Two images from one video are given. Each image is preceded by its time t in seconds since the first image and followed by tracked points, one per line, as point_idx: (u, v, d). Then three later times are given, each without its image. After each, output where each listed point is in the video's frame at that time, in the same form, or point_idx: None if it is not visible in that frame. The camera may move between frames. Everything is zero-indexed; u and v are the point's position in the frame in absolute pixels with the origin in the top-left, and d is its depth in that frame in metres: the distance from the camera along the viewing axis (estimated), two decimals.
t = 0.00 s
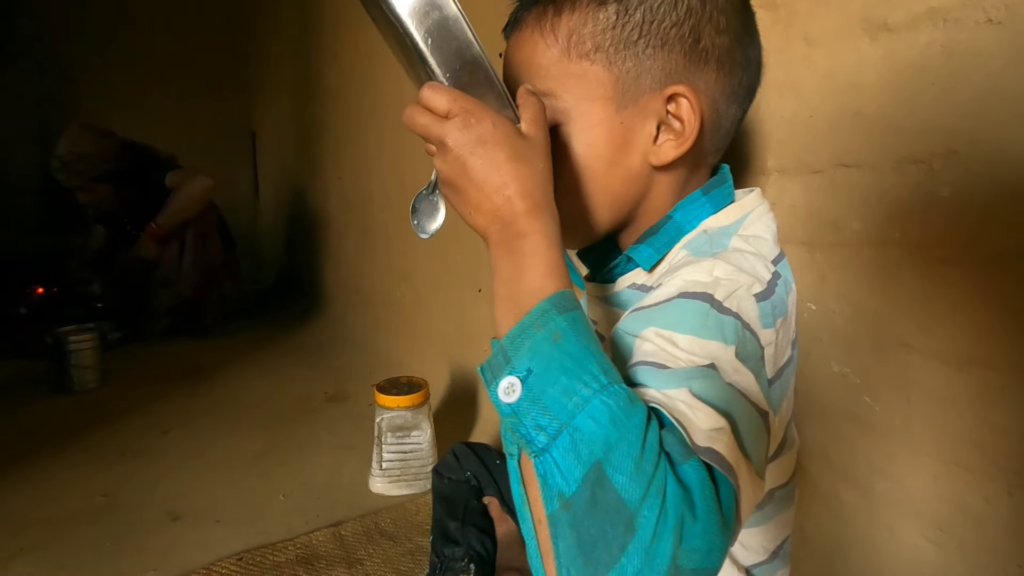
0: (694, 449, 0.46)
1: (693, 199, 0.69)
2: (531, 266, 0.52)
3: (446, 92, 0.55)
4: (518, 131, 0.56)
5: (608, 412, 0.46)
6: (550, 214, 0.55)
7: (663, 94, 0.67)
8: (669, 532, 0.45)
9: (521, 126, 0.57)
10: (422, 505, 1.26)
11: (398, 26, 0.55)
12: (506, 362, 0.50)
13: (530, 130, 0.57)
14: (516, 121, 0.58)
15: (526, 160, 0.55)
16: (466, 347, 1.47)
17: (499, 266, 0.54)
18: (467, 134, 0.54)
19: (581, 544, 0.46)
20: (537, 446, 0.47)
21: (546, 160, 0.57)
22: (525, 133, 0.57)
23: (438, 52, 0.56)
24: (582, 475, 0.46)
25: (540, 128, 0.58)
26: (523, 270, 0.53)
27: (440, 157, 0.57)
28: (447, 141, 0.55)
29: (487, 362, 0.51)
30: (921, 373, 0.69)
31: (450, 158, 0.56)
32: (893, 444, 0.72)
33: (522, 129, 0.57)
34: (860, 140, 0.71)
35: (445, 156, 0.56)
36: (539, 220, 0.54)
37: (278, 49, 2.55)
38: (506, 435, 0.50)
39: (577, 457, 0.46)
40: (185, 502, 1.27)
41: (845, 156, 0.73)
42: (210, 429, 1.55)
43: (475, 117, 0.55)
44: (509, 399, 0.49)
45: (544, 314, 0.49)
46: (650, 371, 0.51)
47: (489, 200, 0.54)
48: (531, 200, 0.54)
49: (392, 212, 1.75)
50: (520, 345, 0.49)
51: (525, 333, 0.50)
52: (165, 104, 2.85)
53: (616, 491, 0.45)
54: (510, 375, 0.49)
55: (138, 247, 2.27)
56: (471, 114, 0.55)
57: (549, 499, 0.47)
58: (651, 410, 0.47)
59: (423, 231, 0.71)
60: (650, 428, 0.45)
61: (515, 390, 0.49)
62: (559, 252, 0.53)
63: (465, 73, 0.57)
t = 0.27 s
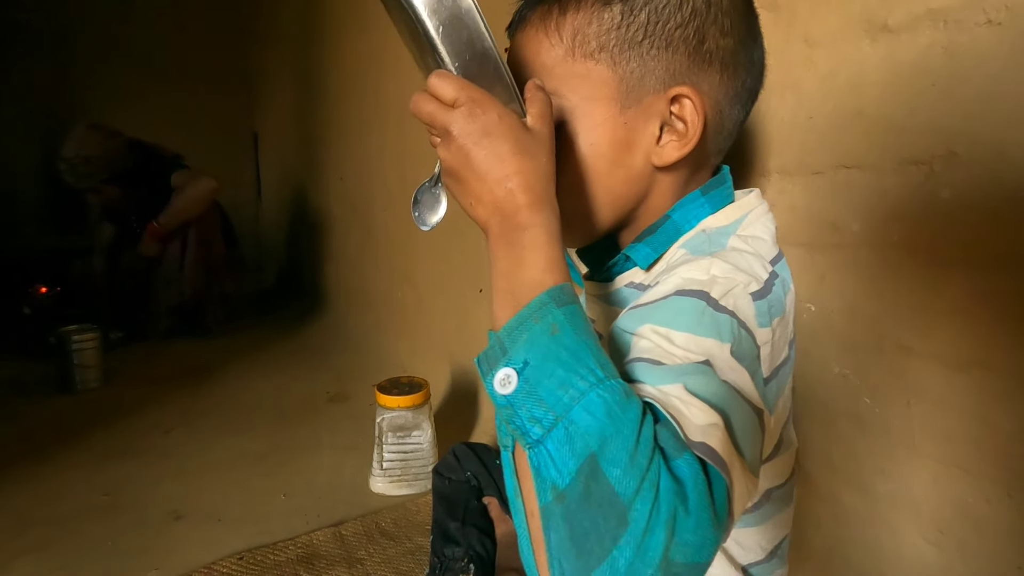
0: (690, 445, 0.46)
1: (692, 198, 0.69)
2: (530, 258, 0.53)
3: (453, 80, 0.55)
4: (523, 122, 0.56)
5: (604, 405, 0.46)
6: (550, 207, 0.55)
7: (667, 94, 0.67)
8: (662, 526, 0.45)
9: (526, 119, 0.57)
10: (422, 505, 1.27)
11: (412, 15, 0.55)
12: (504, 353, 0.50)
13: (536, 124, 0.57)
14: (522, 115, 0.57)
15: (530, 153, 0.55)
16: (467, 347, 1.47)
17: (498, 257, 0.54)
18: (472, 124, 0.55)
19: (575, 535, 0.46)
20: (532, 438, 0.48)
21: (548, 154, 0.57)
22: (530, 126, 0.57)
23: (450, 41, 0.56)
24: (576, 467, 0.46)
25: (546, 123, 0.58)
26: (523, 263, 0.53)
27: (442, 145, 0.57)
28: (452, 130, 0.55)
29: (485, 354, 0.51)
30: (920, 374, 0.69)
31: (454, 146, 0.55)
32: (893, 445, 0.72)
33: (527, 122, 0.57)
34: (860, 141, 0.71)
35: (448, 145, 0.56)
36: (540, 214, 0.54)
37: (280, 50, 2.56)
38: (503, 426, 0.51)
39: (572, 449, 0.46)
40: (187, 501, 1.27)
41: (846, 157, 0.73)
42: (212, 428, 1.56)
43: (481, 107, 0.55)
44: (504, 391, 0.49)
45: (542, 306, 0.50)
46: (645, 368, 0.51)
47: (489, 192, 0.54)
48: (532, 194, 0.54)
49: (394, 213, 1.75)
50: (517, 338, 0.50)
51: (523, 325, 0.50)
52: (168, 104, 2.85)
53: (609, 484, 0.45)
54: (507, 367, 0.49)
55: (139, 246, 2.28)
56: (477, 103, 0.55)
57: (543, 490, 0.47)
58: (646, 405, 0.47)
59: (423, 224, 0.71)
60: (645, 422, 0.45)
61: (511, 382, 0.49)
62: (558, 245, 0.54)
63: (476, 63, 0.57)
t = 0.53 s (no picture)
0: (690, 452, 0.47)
1: (695, 205, 0.69)
2: (537, 266, 0.53)
3: (463, 90, 0.56)
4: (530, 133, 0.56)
5: (610, 413, 0.46)
6: (557, 218, 0.55)
7: (673, 101, 0.67)
8: (667, 532, 0.46)
9: (534, 129, 0.58)
10: (425, 506, 1.27)
11: (424, 23, 0.56)
12: (511, 361, 0.50)
13: (543, 133, 0.58)
14: (529, 125, 0.58)
15: (538, 162, 0.56)
16: (470, 349, 1.48)
17: (505, 266, 0.54)
18: (480, 132, 0.55)
19: (582, 541, 0.47)
20: (540, 445, 0.48)
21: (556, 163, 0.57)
22: (538, 136, 0.57)
23: (460, 51, 0.56)
24: (584, 474, 0.47)
25: (553, 133, 0.58)
26: (529, 270, 0.53)
27: (450, 153, 0.57)
28: (461, 139, 0.56)
29: (491, 361, 0.52)
30: (921, 378, 0.69)
31: (462, 155, 0.56)
32: (893, 448, 0.73)
33: (535, 132, 0.57)
34: (861, 147, 0.71)
35: (457, 153, 0.56)
36: (547, 222, 0.54)
37: (282, 51, 2.57)
38: (510, 434, 0.51)
39: (579, 456, 0.47)
40: (192, 502, 1.28)
41: (847, 162, 0.73)
42: (216, 429, 1.57)
43: (491, 117, 0.55)
44: (513, 398, 0.49)
45: (549, 315, 0.50)
46: (648, 375, 0.52)
47: (497, 199, 0.55)
48: (538, 203, 0.55)
49: (397, 214, 1.76)
50: (524, 345, 0.50)
51: (530, 333, 0.50)
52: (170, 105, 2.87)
53: (616, 492, 0.46)
54: (514, 375, 0.50)
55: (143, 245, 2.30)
56: (487, 113, 0.55)
57: (551, 497, 0.48)
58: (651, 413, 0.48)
59: (430, 227, 0.72)
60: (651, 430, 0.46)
61: (519, 389, 0.49)
62: (564, 254, 0.54)
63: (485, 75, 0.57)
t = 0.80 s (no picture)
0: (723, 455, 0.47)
1: (704, 204, 0.70)
2: (554, 276, 0.53)
3: (465, 105, 0.55)
4: (534, 142, 0.56)
5: (644, 418, 0.46)
6: (569, 226, 0.55)
7: (681, 103, 0.67)
8: (711, 533, 0.46)
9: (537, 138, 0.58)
10: (427, 505, 1.27)
11: (417, 41, 0.55)
12: (537, 371, 0.50)
13: (547, 142, 0.57)
14: (534, 134, 0.58)
15: (548, 172, 0.55)
16: (472, 348, 1.48)
17: (520, 277, 0.54)
18: (487, 146, 0.54)
19: (627, 548, 0.47)
20: (575, 454, 0.48)
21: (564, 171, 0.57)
22: (544, 145, 0.57)
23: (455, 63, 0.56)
24: (622, 481, 0.47)
25: (558, 138, 0.58)
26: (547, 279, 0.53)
27: (457, 168, 0.56)
28: (465, 155, 0.55)
29: (517, 373, 0.52)
30: (925, 377, 0.69)
31: (469, 169, 0.55)
32: (897, 447, 0.73)
33: (539, 140, 0.57)
34: (866, 146, 0.71)
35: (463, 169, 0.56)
36: (559, 230, 0.54)
37: (284, 51, 2.57)
38: (541, 444, 0.51)
39: (615, 463, 0.47)
40: (194, 501, 1.28)
41: (851, 161, 0.73)
42: (218, 428, 1.57)
43: (493, 130, 0.54)
44: (542, 408, 0.49)
45: (572, 323, 0.50)
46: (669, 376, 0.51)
47: (508, 210, 0.54)
48: (550, 212, 0.54)
49: (398, 213, 1.76)
50: (550, 355, 0.50)
51: (555, 342, 0.50)
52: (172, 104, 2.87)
53: (657, 497, 0.46)
54: (542, 385, 0.50)
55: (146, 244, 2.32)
56: (491, 126, 0.54)
57: (590, 506, 0.48)
58: (684, 416, 0.48)
59: (432, 241, 0.72)
60: (687, 433, 0.46)
61: (549, 399, 0.49)
62: (579, 259, 0.54)
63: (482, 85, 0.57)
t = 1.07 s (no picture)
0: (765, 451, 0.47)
1: (713, 199, 0.68)
2: (577, 286, 0.51)
3: (466, 118, 0.53)
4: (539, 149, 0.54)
5: (685, 429, 0.45)
6: (584, 232, 0.52)
7: (695, 96, 0.66)
8: (765, 539, 0.46)
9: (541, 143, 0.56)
10: (429, 504, 1.27)
11: (407, 52, 0.54)
12: (568, 389, 0.48)
13: (552, 148, 0.56)
14: (537, 141, 0.56)
15: (557, 181, 0.53)
16: (474, 346, 1.47)
17: (539, 288, 0.52)
18: (493, 159, 0.52)
19: (682, 565, 0.46)
20: (617, 473, 0.47)
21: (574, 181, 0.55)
22: (549, 151, 0.55)
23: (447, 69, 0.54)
24: (670, 497, 0.45)
25: (562, 142, 0.56)
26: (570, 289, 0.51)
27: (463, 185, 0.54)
28: (472, 170, 0.52)
29: (546, 392, 0.50)
30: (935, 375, 0.68)
31: (476, 185, 0.53)
32: (906, 446, 0.72)
33: (545, 147, 0.55)
34: (874, 141, 0.70)
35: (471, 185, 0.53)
36: (575, 240, 0.52)
37: (285, 47, 2.56)
38: (576, 464, 0.50)
39: (661, 479, 0.46)
40: (195, 499, 1.27)
41: (860, 156, 0.72)
42: (219, 426, 1.56)
43: (499, 142, 0.52)
44: (578, 427, 0.48)
45: (599, 335, 0.48)
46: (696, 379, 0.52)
47: (520, 224, 0.52)
48: (563, 220, 0.52)
49: (400, 211, 1.75)
50: (580, 370, 0.48)
51: (585, 356, 0.48)
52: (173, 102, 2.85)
53: (708, 510, 0.45)
54: (575, 402, 0.48)
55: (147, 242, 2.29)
56: (495, 140, 0.52)
57: (639, 525, 0.46)
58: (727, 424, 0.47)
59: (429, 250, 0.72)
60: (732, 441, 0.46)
61: (584, 417, 0.48)
62: (599, 269, 0.52)
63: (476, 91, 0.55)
